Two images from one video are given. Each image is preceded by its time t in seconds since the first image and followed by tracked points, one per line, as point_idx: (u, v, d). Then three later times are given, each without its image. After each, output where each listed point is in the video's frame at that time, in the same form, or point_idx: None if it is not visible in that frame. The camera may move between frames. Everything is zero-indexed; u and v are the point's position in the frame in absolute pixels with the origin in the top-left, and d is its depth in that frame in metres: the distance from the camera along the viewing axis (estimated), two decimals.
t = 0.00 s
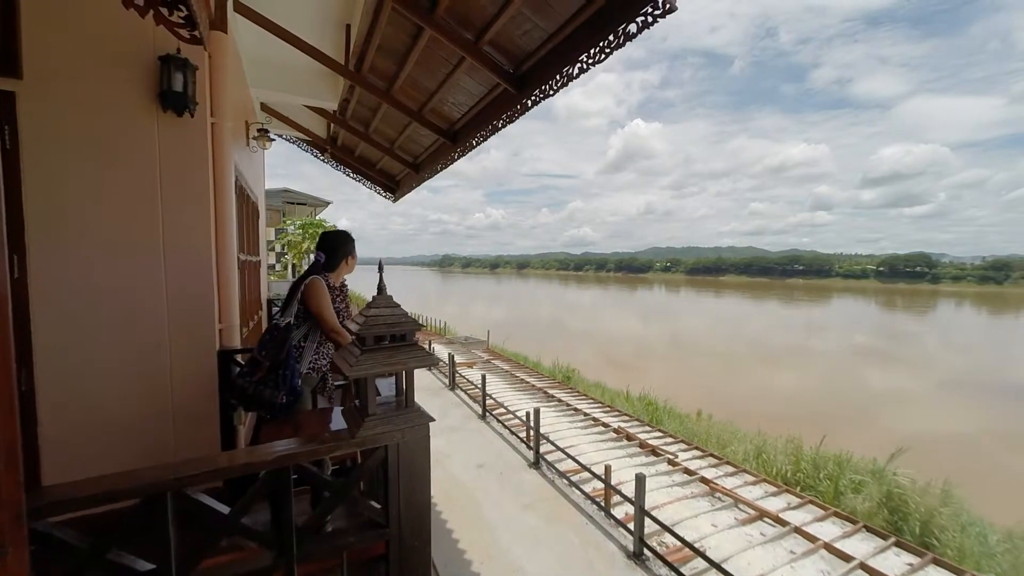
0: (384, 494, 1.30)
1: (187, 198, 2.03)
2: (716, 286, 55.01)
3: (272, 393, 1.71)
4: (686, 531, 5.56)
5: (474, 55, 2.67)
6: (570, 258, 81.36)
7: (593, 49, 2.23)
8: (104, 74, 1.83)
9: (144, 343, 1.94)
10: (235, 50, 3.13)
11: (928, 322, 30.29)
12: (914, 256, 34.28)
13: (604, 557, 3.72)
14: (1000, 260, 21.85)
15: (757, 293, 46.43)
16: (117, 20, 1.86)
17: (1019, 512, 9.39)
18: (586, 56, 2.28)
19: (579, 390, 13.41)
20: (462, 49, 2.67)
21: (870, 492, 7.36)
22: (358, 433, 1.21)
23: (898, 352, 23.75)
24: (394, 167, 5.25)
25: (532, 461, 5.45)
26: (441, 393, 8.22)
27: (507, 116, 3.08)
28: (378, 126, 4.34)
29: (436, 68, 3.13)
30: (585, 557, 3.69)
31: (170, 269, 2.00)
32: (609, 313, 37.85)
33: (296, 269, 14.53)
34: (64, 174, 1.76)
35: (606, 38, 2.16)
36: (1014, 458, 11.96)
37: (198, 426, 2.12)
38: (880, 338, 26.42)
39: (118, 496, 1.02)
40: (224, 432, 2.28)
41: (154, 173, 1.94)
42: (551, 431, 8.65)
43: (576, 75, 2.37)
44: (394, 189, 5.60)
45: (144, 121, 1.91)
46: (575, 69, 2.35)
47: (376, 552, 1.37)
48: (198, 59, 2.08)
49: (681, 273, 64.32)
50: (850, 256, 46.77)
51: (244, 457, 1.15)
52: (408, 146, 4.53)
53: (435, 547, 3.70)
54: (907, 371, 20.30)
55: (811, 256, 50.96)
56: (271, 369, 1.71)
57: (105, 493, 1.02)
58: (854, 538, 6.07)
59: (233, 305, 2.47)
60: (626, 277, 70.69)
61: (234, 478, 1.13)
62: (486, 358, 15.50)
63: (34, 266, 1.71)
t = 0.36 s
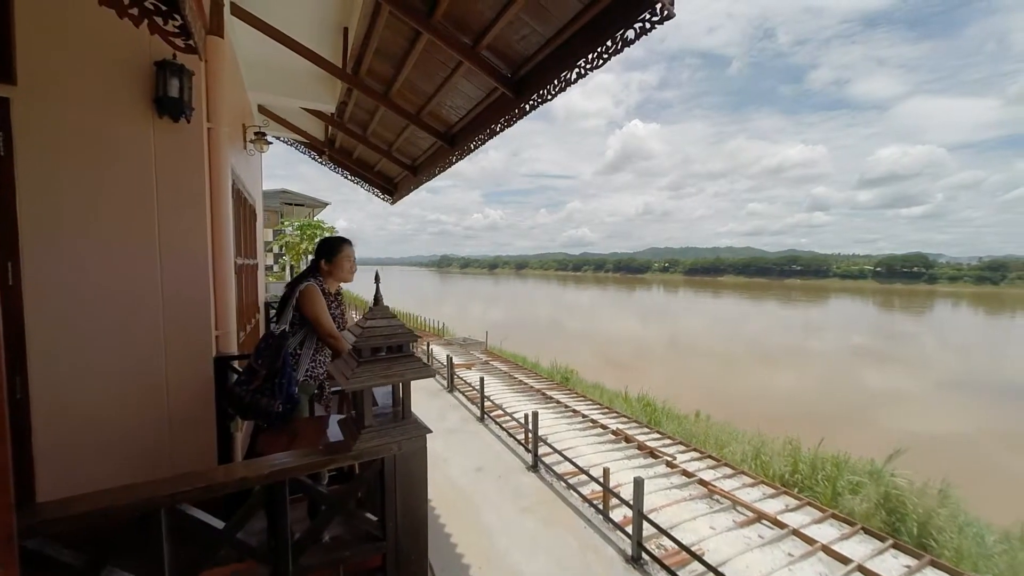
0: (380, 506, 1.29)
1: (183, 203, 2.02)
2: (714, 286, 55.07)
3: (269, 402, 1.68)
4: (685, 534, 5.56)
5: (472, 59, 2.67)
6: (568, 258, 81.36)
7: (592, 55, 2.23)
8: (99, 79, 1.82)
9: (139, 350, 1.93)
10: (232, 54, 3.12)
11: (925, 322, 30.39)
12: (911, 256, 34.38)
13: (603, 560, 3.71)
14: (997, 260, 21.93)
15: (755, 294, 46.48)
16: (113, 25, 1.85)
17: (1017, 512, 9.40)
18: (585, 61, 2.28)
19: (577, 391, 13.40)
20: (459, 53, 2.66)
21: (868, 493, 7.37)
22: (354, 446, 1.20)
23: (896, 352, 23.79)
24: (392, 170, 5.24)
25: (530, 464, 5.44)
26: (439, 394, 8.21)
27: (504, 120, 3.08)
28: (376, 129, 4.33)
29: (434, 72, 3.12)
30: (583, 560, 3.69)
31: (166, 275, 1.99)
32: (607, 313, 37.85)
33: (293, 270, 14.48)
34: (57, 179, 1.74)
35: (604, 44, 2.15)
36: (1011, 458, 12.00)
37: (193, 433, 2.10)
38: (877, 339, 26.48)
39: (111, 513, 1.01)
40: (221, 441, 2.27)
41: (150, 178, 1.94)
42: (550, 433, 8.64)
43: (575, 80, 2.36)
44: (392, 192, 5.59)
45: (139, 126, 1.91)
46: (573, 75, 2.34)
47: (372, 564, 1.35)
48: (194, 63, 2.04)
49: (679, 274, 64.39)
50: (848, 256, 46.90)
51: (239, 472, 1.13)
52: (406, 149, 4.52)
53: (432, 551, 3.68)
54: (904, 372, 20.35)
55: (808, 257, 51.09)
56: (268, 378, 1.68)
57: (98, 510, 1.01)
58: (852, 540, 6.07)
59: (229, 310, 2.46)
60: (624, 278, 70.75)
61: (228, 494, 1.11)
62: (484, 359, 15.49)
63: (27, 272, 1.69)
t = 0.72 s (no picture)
0: (375, 521, 1.28)
1: (177, 210, 2.01)
2: (711, 287, 55.18)
3: (266, 411, 1.66)
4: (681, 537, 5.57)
5: (468, 64, 2.66)
6: (566, 258, 81.48)
7: (588, 62, 2.21)
8: (94, 86, 1.81)
9: (133, 358, 1.92)
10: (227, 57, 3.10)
11: (920, 322, 30.56)
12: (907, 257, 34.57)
13: (599, 564, 3.71)
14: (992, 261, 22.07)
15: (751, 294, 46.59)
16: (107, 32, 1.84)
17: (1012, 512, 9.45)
18: (581, 68, 2.27)
19: (574, 392, 13.41)
20: (455, 59, 2.66)
21: (863, 495, 7.40)
22: (349, 461, 1.19)
23: (891, 352, 23.87)
24: (389, 173, 5.22)
25: (527, 468, 5.43)
26: (436, 397, 8.19)
27: (501, 125, 3.07)
28: (372, 132, 4.31)
29: (431, 76, 3.11)
30: (580, 565, 3.68)
31: (159, 283, 1.97)
32: (604, 313, 37.92)
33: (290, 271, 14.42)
34: (51, 186, 1.73)
35: (600, 51, 2.14)
36: (1006, 458, 12.06)
37: (187, 441, 2.08)
38: (873, 339, 26.63)
39: (101, 534, 1.00)
40: (215, 450, 2.25)
41: (144, 186, 1.92)
42: (547, 435, 8.63)
43: (572, 86, 2.36)
44: (389, 195, 5.58)
45: (133, 133, 1.89)
46: (570, 81, 2.34)
47: None
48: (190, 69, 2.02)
49: (677, 274, 64.56)
50: (843, 256, 47.14)
51: (230, 491, 1.12)
52: (403, 152, 4.51)
53: (428, 556, 3.67)
54: (900, 372, 20.45)
55: (804, 257, 51.31)
56: (265, 387, 1.66)
57: (88, 532, 0.99)
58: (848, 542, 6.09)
59: (225, 317, 2.44)
60: (622, 279, 70.80)
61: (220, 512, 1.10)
62: (481, 360, 15.48)
63: (19, 280, 1.68)
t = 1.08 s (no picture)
0: (367, 534, 1.27)
1: (172, 217, 2.00)
2: (707, 287, 55.35)
3: (260, 420, 1.64)
4: (678, 539, 5.57)
5: (464, 69, 2.65)
6: (562, 259, 81.53)
7: (584, 67, 2.21)
8: (84, 92, 1.79)
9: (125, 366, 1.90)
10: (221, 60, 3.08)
11: (913, 322, 30.75)
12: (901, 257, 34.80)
13: (595, 567, 3.70)
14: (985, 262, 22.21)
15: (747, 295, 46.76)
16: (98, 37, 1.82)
17: (1005, 511, 9.52)
18: (577, 74, 2.26)
19: (570, 394, 13.42)
20: (451, 63, 2.65)
21: (858, 495, 7.43)
22: (341, 475, 1.18)
23: (886, 352, 23.99)
24: (385, 175, 5.21)
25: (523, 471, 5.42)
26: (432, 399, 8.17)
27: (497, 129, 3.07)
28: (368, 135, 4.30)
29: (427, 80, 3.10)
30: (576, 569, 3.68)
31: (152, 287, 1.96)
32: (601, 314, 37.97)
33: (286, 272, 14.36)
34: (41, 191, 1.71)
35: (596, 58, 2.14)
36: (998, 457, 12.15)
37: (181, 449, 2.07)
38: (867, 339, 26.77)
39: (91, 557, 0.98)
40: (209, 459, 2.23)
41: (138, 193, 1.91)
42: (544, 437, 8.63)
43: (568, 92, 2.36)
44: (386, 197, 5.56)
45: (126, 139, 1.88)
46: (566, 87, 2.33)
47: None
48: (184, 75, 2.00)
49: (673, 275, 64.74)
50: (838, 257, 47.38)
51: (221, 508, 1.11)
52: (399, 155, 4.50)
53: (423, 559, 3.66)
54: (894, 371, 20.57)
55: (800, 258, 51.55)
56: (259, 395, 1.64)
57: (77, 555, 0.98)
58: (842, 544, 6.12)
59: (220, 323, 2.43)
60: (618, 279, 70.93)
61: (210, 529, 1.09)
62: (478, 361, 15.46)
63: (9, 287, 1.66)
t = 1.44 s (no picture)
0: (359, 550, 1.25)
1: (163, 224, 1.98)
2: (702, 288, 55.58)
3: (251, 430, 1.62)
4: (672, 542, 5.59)
5: (458, 74, 2.65)
6: (558, 259, 81.60)
7: (578, 75, 2.21)
8: (74, 97, 1.77)
9: (115, 373, 1.89)
10: (213, 62, 3.06)
11: (905, 322, 31.01)
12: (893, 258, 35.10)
13: (590, 572, 3.70)
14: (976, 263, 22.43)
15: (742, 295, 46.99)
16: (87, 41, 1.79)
17: (996, 509, 9.62)
18: (571, 81, 2.26)
19: (565, 395, 13.42)
20: (446, 68, 2.64)
21: (850, 496, 7.48)
22: (333, 491, 1.18)
23: (879, 352, 24.15)
24: (379, 177, 5.19)
25: (518, 474, 5.41)
26: (427, 401, 8.14)
27: (491, 133, 3.06)
28: (363, 138, 4.29)
29: (422, 84, 3.09)
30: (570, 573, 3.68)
31: (141, 295, 1.94)
32: (597, 314, 38.01)
33: (280, 273, 14.29)
34: (30, 197, 1.70)
35: (590, 65, 2.13)
36: (989, 457, 12.25)
37: (172, 456, 2.06)
38: (860, 339, 26.95)
39: None
40: (200, 468, 2.21)
41: (128, 199, 1.89)
42: (539, 439, 8.62)
43: (562, 99, 2.35)
44: (380, 200, 5.55)
45: (116, 145, 1.86)
46: (560, 93, 2.33)
47: None
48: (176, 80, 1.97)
49: (668, 275, 64.96)
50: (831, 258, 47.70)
51: (210, 526, 1.10)
52: (394, 158, 4.48)
53: (417, 564, 3.65)
54: (886, 371, 20.73)
55: (793, 259, 51.86)
56: (249, 405, 1.63)
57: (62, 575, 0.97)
58: (835, 545, 6.16)
59: (213, 329, 2.41)
60: (614, 279, 71.09)
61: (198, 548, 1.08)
62: (473, 363, 15.44)
63: None
